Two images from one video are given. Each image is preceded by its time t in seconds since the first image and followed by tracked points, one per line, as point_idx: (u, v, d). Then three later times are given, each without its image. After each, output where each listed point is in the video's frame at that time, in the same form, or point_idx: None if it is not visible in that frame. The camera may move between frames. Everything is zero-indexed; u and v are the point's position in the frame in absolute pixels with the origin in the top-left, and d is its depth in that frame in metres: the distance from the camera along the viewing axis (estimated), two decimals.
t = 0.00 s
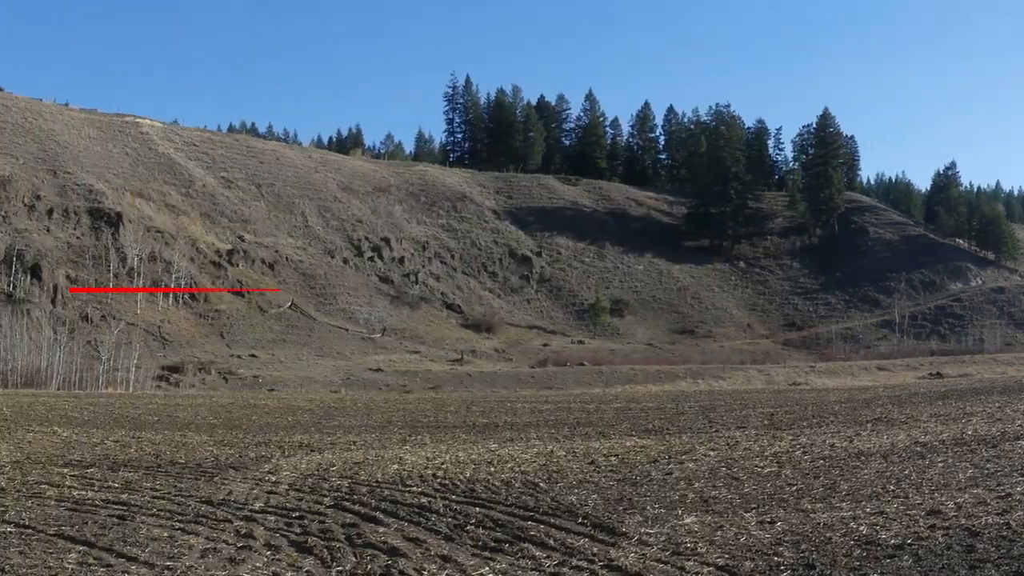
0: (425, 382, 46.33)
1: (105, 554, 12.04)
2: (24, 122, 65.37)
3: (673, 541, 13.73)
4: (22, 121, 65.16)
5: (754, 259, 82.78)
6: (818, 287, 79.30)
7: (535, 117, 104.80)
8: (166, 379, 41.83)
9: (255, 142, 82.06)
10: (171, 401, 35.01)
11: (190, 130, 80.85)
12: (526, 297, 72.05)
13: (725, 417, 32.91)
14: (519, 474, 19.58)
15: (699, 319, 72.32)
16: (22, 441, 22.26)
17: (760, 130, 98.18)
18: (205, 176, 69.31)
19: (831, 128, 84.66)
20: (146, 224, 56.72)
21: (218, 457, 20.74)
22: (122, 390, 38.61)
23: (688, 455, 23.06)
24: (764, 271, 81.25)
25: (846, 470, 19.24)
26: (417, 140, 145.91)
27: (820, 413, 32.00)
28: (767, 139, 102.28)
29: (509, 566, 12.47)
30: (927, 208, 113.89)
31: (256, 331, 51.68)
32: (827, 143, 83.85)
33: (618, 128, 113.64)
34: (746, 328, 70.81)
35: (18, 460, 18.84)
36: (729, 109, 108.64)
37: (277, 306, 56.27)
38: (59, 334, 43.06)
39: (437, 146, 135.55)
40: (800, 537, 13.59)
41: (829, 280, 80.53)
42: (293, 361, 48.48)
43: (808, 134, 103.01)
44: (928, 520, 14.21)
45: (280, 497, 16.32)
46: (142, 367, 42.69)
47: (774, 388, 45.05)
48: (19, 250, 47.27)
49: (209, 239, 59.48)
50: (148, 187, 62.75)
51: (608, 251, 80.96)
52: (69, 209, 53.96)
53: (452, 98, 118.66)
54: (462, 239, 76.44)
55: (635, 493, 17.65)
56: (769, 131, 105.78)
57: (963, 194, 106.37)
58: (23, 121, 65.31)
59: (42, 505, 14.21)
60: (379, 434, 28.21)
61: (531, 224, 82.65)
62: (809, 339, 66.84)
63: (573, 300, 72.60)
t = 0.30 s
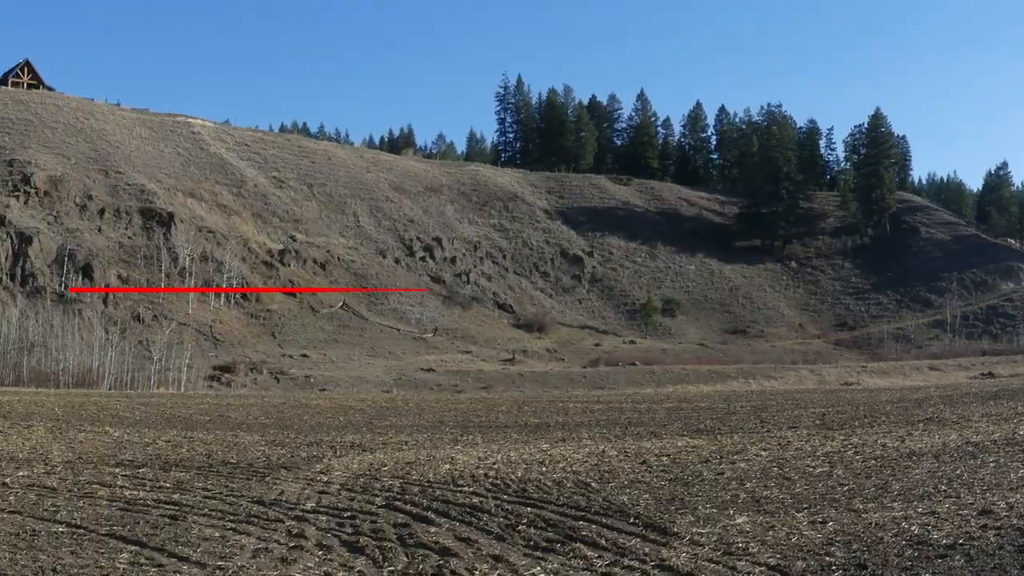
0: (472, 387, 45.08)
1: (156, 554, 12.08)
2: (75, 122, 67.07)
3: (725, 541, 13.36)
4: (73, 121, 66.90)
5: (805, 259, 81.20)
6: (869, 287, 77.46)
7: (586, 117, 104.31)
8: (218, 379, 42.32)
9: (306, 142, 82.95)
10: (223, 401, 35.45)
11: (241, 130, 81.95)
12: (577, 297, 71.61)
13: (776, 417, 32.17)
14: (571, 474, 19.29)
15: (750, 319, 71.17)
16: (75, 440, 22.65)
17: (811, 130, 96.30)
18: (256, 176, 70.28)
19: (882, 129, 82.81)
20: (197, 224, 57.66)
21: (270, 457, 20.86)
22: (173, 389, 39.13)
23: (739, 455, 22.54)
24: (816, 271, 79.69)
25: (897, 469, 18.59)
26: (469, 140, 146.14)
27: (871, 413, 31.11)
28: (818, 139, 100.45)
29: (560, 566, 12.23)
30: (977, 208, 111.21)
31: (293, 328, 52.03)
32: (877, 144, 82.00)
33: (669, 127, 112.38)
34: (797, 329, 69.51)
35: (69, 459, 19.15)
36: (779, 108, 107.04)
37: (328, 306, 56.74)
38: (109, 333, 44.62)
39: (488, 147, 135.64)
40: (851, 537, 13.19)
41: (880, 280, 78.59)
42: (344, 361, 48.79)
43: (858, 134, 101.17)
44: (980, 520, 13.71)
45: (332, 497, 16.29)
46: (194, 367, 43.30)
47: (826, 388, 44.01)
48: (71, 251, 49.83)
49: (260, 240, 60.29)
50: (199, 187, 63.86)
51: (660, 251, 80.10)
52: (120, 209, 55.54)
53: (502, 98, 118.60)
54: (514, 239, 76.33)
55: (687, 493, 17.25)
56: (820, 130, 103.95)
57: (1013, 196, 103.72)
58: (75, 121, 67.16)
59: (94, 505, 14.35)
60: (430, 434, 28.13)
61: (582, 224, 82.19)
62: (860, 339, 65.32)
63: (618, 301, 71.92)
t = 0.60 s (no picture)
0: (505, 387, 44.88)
1: (208, 554, 12.11)
2: (127, 123, 68.57)
3: (776, 541, 13.01)
4: (125, 121, 68.41)
5: (857, 259, 79.46)
6: (920, 287, 75.46)
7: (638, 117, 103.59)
8: (270, 379, 42.77)
9: (357, 142, 83.58)
10: (278, 401, 35.79)
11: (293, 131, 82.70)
12: (629, 297, 71.00)
13: (829, 417, 31.40)
14: (622, 474, 18.99)
15: (802, 319, 69.87)
16: (127, 441, 22.99)
17: (863, 130, 94.51)
18: (308, 176, 71.08)
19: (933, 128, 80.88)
20: (249, 224, 58.62)
21: (322, 457, 20.91)
22: (225, 389, 39.60)
23: (791, 455, 21.99)
24: (867, 271, 77.96)
25: (949, 470, 17.94)
26: (522, 140, 146.17)
27: (923, 413, 30.19)
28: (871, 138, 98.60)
29: (611, 566, 11.99)
30: None
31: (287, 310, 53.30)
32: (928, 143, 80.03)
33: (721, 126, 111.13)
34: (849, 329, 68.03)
35: (120, 460, 19.35)
36: (831, 108, 105.38)
37: (379, 307, 57.07)
38: (162, 334, 45.15)
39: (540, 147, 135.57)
40: (904, 537, 12.84)
41: (931, 280, 76.56)
42: (396, 362, 49.03)
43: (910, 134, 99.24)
44: None
45: (383, 497, 16.24)
46: (246, 368, 43.84)
47: (878, 388, 42.83)
48: (123, 251, 50.91)
49: (311, 240, 61.02)
50: (250, 187, 64.79)
51: (711, 251, 79.07)
52: (171, 209, 56.58)
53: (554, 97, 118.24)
54: (565, 239, 76.03)
55: (739, 493, 16.84)
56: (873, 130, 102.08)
57: None
58: (127, 121, 68.82)
59: (145, 505, 14.45)
60: (482, 434, 28.01)
61: (634, 225, 81.47)
62: (912, 339, 63.72)
63: (666, 301, 71.13)
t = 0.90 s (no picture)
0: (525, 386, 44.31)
1: (260, 554, 12.13)
2: (179, 123, 69.79)
3: (828, 541, 12.63)
4: (176, 122, 69.62)
5: (909, 258, 77.53)
6: (973, 287, 73.23)
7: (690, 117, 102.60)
8: (321, 378, 43.12)
9: (409, 142, 84.00)
10: (330, 401, 36.03)
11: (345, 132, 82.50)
12: (682, 297, 70.20)
13: (882, 417, 30.62)
14: (674, 474, 18.66)
15: (853, 319, 68.40)
16: (179, 441, 23.30)
17: (914, 130, 93.01)
18: (360, 176, 71.67)
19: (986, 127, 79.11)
20: (301, 224, 59.49)
21: (373, 457, 20.95)
22: (277, 390, 39.97)
23: (843, 455, 21.41)
24: (919, 270, 76.03)
25: (1003, 470, 17.28)
26: (574, 139, 145.65)
27: (976, 413, 29.27)
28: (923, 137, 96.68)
29: (664, 566, 11.73)
30: None
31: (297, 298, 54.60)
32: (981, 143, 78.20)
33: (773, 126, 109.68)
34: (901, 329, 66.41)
35: (172, 460, 19.57)
36: (883, 108, 103.52)
37: (431, 306, 57.25)
38: (215, 335, 45.87)
39: (592, 147, 134.89)
40: (956, 537, 12.47)
41: (984, 280, 74.33)
42: (447, 361, 49.13)
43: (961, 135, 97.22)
44: None
45: (434, 497, 16.15)
46: (298, 368, 44.24)
47: (930, 387, 41.54)
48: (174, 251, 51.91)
49: (363, 240, 61.66)
50: (302, 187, 65.57)
51: (764, 250, 77.87)
52: (222, 210, 57.45)
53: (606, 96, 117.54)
54: (618, 239, 75.52)
55: (792, 493, 16.41)
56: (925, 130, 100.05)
57: None
58: (177, 121, 70.22)
59: (196, 505, 14.57)
60: (533, 434, 27.81)
61: (686, 225, 80.56)
62: (964, 339, 61.60)
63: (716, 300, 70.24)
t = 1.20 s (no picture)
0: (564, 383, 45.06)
1: (312, 554, 12.80)
2: (233, 122, 72.82)
3: (880, 541, 12.97)
4: (231, 121, 72.68)
5: (960, 258, 76.12)
6: None
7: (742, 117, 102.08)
8: (374, 378, 44.05)
9: (462, 142, 85.00)
10: (382, 401, 36.93)
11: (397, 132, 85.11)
12: (735, 298, 69.89)
13: (934, 417, 30.46)
14: (726, 474, 19.00)
15: (905, 319, 67.40)
16: (232, 441, 24.27)
17: (967, 130, 91.87)
18: (412, 176, 72.88)
19: None
20: (353, 224, 61.31)
21: (424, 456, 21.64)
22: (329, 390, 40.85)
23: (895, 455, 21.51)
24: (971, 270, 74.61)
25: None
26: (627, 139, 145.50)
27: None
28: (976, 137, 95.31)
29: (715, 567, 12.16)
30: None
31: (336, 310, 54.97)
32: None
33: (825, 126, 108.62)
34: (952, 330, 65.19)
35: (225, 459, 20.49)
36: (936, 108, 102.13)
37: (483, 306, 58.03)
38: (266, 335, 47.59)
39: (644, 147, 134.79)
40: (1008, 537, 12.78)
41: None
42: (499, 361, 49.80)
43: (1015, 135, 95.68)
44: None
45: (486, 497, 16.76)
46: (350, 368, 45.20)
47: (982, 387, 40.93)
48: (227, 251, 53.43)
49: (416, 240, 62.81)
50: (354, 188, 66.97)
51: (815, 250, 77.23)
52: (273, 209, 59.59)
53: (658, 96, 117.36)
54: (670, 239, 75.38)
55: (844, 493, 16.67)
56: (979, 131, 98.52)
57: None
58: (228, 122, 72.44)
59: (248, 505, 15.34)
60: (585, 434, 28.28)
61: (737, 225, 80.16)
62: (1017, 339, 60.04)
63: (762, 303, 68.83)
